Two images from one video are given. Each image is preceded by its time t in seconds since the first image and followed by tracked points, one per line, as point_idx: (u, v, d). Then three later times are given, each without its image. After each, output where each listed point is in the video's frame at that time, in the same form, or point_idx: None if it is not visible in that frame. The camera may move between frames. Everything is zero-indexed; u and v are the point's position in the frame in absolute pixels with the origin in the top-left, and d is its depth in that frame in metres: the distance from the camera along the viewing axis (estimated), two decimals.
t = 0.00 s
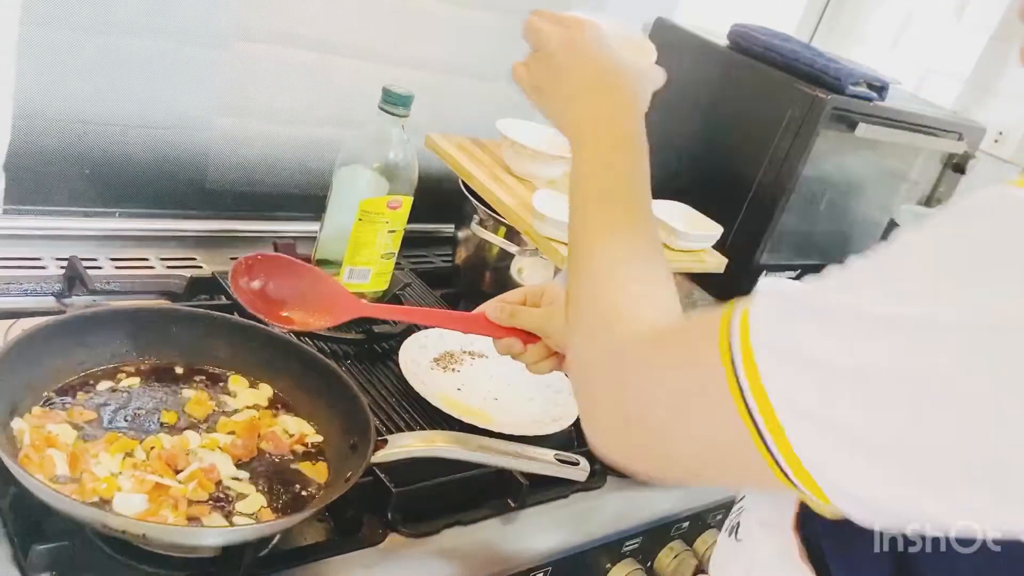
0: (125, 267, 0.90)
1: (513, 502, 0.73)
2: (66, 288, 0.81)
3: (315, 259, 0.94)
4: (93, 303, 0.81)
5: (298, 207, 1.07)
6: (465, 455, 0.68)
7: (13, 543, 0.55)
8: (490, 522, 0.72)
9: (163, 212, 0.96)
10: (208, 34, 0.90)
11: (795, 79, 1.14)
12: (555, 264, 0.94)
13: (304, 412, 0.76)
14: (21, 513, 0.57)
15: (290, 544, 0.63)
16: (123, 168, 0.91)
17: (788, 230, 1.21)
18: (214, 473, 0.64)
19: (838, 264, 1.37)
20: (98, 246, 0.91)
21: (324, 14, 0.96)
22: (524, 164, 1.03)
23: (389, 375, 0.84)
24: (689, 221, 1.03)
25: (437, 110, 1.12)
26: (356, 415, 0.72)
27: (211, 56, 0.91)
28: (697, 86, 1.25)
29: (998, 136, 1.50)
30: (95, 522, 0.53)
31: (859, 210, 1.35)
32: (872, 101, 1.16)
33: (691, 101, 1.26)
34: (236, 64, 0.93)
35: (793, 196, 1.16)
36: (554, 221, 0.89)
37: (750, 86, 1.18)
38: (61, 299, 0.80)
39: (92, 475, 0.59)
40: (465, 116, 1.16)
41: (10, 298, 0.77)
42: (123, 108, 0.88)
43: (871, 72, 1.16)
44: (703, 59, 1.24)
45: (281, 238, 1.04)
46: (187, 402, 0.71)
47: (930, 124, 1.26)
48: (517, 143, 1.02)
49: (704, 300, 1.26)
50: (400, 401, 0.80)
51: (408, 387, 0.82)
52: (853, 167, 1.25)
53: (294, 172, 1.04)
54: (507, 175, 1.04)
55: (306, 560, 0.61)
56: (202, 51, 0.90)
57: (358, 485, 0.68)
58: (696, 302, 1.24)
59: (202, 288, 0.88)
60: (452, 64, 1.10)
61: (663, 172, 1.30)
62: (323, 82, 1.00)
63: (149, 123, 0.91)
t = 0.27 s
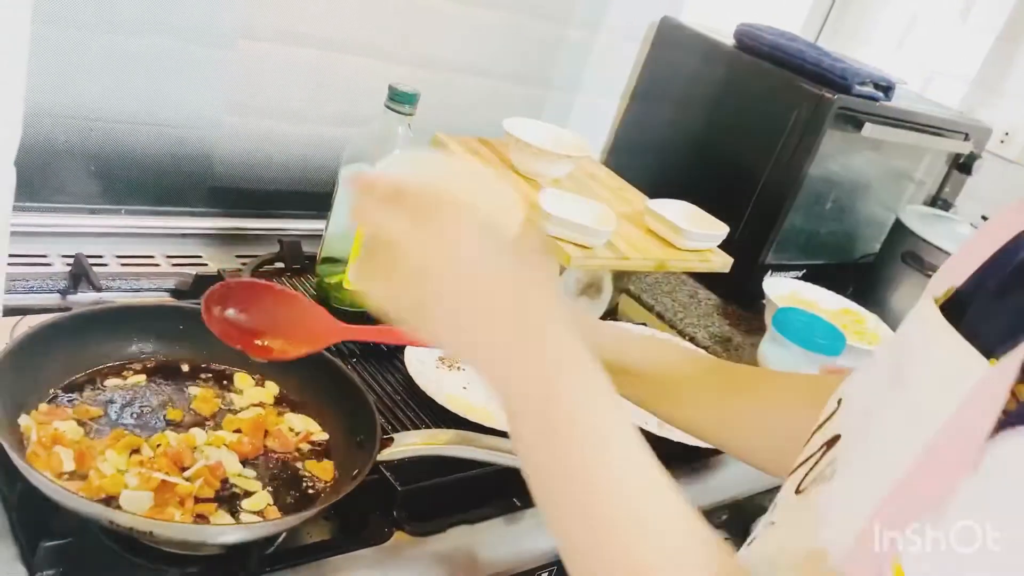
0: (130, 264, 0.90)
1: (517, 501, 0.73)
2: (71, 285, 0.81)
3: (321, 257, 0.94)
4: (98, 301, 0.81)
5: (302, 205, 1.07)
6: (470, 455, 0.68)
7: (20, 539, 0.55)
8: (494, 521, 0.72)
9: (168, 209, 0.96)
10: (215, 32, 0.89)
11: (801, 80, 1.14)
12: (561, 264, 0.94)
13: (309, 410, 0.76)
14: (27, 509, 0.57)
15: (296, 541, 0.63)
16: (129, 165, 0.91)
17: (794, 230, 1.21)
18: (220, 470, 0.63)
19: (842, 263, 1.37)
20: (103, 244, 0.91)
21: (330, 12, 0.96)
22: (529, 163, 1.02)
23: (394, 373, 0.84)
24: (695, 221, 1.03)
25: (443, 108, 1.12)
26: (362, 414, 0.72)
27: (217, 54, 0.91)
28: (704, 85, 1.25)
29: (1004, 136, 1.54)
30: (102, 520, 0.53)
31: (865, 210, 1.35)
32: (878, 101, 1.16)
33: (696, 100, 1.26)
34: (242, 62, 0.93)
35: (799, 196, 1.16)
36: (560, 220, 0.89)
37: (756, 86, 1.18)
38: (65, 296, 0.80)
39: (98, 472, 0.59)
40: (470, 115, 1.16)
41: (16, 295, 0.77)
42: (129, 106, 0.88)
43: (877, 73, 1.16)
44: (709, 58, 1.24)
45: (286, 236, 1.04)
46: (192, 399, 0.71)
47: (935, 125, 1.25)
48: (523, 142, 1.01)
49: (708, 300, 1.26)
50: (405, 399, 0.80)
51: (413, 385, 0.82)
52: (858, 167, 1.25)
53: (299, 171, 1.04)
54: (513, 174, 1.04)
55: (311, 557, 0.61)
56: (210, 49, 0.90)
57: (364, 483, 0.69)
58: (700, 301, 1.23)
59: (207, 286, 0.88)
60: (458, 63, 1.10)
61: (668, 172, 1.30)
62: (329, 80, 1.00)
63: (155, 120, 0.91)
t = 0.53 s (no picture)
0: (138, 261, 0.90)
1: (528, 500, 0.71)
2: (79, 282, 0.81)
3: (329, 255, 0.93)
4: (106, 297, 0.81)
5: (310, 203, 1.07)
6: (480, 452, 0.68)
7: (29, 536, 0.55)
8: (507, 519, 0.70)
9: (176, 206, 0.96)
10: (223, 28, 0.89)
11: (811, 78, 1.13)
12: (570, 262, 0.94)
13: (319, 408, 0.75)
14: (37, 505, 0.57)
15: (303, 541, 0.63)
16: (136, 161, 0.91)
17: (803, 229, 1.21)
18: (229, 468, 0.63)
19: (851, 263, 1.37)
20: (111, 240, 0.91)
21: (339, 8, 0.95)
22: (538, 161, 1.02)
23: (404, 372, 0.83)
24: (704, 219, 1.02)
25: (452, 106, 1.12)
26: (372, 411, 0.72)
27: (226, 50, 0.90)
28: (713, 84, 1.25)
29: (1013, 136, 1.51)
30: (111, 518, 0.53)
31: (875, 210, 1.34)
32: (888, 100, 1.16)
33: (705, 99, 1.25)
34: (251, 58, 0.92)
35: (809, 195, 1.15)
36: (569, 218, 0.89)
37: (766, 86, 1.18)
38: (74, 293, 0.80)
39: (107, 469, 0.59)
40: (478, 112, 1.15)
41: (25, 291, 0.77)
42: (137, 102, 0.88)
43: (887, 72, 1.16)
44: (718, 57, 1.24)
45: (294, 234, 1.04)
46: (202, 397, 0.71)
47: (945, 124, 1.25)
48: (532, 140, 1.01)
49: (717, 299, 1.25)
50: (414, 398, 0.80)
51: (423, 384, 0.82)
52: (868, 166, 1.24)
53: (308, 168, 1.04)
54: (521, 172, 1.03)
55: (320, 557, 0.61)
56: (221, 46, 0.90)
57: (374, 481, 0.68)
58: (709, 301, 1.23)
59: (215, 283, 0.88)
60: (466, 60, 1.09)
61: (677, 171, 1.30)
62: (338, 77, 1.00)
63: (163, 117, 0.90)
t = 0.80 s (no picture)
0: (144, 259, 0.90)
1: (532, 499, 0.71)
2: (85, 280, 0.81)
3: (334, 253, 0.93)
4: (112, 295, 0.81)
5: (315, 201, 1.07)
6: (485, 452, 0.68)
7: (35, 532, 0.55)
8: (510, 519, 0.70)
9: (182, 204, 0.96)
10: (230, 26, 0.89)
11: (816, 78, 1.13)
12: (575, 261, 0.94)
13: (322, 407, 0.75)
14: (44, 502, 0.57)
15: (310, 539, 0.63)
16: (142, 159, 0.91)
17: (807, 229, 1.21)
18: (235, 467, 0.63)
19: (854, 263, 1.36)
20: (117, 238, 0.91)
21: (345, 7, 0.95)
22: (543, 161, 1.02)
23: (409, 370, 0.83)
24: (709, 219, 1.02)
25: (457, 105, 1.12)
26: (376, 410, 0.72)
27: (231, 47, 0.90)
28: (718, 84, 1.25)
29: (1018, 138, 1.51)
30: (117, 515, 0.53)
31: (879, 210, 1.34)
32: (893, 101, 1.16)
33: (710, 99, 1.25)
34: (257, 56, 0.92)
35: (813, 195, 1.15)
36: (574, 218, 0.89)
37: (771, 86, 1.18)
38: (80, 290, 0.80)
39: (113, 467, 0.59)
40: (483, 111, 1.15)
41: (32, 288, 0.77)
42: (143, 99, 0.88)
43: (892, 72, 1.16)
44: (723, 57, 1.24)
45: (299, 232, 1.04)
46: (207, 395, 0.71)
47: (950, 124, 1.25)
48: (537, 139, 1.01)
49: (721, 298, 1.25)
50: (419, 396, 0.80)
51: (427, 382, 0.82)
52: (872, 166, 1.24)
53: (313, 166, 1.04)
54: (526, 171, 1.03)
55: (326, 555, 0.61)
56: (228, 44, 0.90)
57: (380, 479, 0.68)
58: (713, 300, 1.23)
59: (220, 281, 0.88)
60: (471, 59, 1.09)
61: (682, 171, 1.30)
62: (343, 76, 1.00)
63: (169, 115, 0.90)
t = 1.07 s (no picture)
0: (146, 256, 0.90)
1: (533, 497, 0.72)
2: (88, 276, 0.81)
3: (337, 250, 0.93)
4: (114, 291, 0.82)
5: (317, 199, 1.07)
6: (486, 450, 0.68)
7: (38, 527, 0.55)
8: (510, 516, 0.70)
9: (185, 201, 0.96)
10: (232, 24, 0.89)
11: (818, 78, 1.13)
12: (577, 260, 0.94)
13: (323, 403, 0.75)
14: (46, 497, 0.57)
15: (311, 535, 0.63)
16: (144, 156, 0.91)
17: (809, 228, 1.21)
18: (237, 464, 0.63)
19: (856, 263, 1.37)
20: (120, 234, 0.91)
21: (347, 5, 0.95)
22: (545, 159, 1.02)
23: (410, 368, 0.83)
24: (711, 218, 1.03)
25: (459, 103, 1.12)
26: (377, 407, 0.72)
27: (234, 45, 0.91)
28: (721, 82, 1.25)
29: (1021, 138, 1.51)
30: (120, 510, 0.53)
31: (880, 209, 1.35)
32: (895, 100, 1.16)
33: (713, 98, 1.25)
34: (260, 54, 0.93)
35: (815, 195, 1.15)
36: (576, 216, 0.89)
37: (774, 85, 1.18)
38: (82, 287, 0.80)
39: (115, 463, 0.59)
40: (485, 110, 1.15)
41: (35, 284, 0.78)
42: (145, 97, 0.88)
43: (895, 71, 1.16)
44: (726, 55, 1.24)
45: (301, 230, 1.04)
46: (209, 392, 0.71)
47: (953, 124, 1.25)
48: (539, 137, 1.01)
49: (722, 297, 1.25)
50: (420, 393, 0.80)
51: (428, 380, 0.82)
52: (874, 166, 1.24)
53: (315, 164, 1.04)
54: (528, 170, 1.03)
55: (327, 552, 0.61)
56: (232, 43, 0.90)
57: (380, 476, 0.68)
58: (714, 299, 1.23)
59: (222, 278, 0.88)
60: (474, 57, 1.10)
61: (684, 170, 1.30)
62: (346, 73, 1.00)
63: (171, 112, 0.91)
